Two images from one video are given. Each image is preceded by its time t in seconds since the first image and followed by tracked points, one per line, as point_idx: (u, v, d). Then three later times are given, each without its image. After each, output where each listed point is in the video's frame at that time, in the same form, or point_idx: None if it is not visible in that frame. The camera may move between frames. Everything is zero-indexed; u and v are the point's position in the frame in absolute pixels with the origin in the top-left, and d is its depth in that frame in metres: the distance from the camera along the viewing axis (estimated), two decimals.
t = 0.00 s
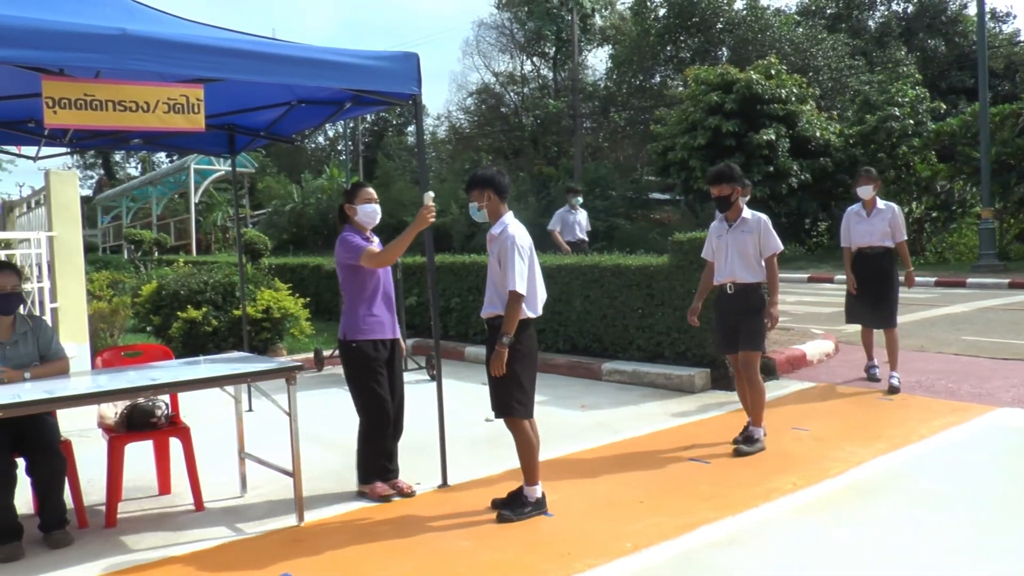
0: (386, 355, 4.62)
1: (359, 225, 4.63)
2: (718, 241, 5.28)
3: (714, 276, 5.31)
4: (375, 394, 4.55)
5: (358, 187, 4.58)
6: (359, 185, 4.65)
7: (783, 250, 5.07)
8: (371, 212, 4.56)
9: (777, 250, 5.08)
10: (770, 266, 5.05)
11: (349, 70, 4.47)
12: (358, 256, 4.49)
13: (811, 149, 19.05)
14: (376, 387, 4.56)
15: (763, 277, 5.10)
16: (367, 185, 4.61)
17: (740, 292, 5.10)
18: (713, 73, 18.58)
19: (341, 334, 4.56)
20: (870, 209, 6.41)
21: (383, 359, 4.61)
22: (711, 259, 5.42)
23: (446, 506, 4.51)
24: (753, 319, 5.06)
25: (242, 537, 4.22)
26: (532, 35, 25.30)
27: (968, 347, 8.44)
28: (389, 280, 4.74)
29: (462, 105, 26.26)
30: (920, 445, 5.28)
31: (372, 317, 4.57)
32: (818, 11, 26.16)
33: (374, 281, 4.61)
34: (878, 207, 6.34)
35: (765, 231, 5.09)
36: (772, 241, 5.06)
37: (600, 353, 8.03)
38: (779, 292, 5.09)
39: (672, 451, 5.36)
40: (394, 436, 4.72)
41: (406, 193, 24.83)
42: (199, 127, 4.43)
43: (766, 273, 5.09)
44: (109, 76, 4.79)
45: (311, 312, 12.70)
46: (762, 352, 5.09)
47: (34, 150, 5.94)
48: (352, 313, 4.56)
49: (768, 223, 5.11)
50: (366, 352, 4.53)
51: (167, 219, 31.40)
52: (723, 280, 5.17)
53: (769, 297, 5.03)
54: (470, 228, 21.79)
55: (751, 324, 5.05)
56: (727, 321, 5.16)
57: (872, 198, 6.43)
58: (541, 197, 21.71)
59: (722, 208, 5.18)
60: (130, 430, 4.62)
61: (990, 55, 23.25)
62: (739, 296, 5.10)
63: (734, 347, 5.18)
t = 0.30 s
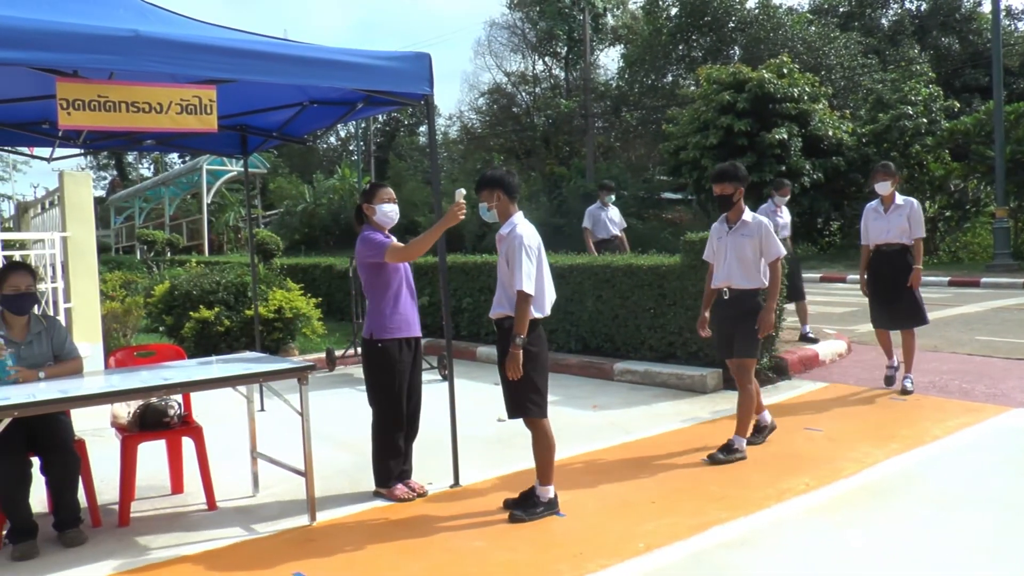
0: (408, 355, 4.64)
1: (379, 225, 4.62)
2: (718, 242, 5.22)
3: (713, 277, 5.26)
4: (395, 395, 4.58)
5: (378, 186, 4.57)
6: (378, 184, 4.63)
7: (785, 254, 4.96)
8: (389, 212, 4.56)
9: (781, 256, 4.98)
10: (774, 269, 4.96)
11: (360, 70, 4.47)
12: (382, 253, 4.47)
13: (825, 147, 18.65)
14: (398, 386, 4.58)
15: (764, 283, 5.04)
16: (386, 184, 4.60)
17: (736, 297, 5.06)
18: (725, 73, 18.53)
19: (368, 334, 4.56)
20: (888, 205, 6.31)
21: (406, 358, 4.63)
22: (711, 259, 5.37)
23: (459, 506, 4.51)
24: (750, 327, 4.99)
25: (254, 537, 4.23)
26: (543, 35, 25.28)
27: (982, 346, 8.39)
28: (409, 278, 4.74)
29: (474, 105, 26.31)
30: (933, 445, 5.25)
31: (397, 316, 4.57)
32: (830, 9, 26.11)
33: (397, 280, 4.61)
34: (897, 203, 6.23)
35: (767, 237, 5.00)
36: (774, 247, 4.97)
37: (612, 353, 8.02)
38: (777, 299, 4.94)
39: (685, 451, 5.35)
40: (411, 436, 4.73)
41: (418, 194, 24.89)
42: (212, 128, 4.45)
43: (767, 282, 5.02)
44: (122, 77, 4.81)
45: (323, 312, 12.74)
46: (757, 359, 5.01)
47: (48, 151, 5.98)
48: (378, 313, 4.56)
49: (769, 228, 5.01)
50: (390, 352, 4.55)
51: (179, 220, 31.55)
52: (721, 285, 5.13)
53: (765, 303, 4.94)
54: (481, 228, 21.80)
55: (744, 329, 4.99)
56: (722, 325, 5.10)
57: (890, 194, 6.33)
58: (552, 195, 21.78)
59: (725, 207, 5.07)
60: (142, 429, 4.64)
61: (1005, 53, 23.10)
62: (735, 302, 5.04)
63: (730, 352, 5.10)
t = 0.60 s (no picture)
0: (417, 355, 4.64)
1: (390, 225, 4.61)
2: (712, 239, 5.17)
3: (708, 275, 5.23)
4: (402, 394, 4.58)
5: (389, 187, 4.56)
6: (389, 185, 4.63)
7: (774, 250, 4.87)
8: (399, 213, 4.56)
9: (771, 249, 4.88)
10: (768, 265, 4.87)
11: (365, 70, 4.48)
12: (396, 254, 4.46)
13: (830, 148, 18.74)
14: (406, 386, 4.59)
15: (754, 281, 4.97)
16: (397, 185, 4.60)
17: (728, 295, 5.00)
18: (731, 72, 18.49)
19: (380, 334, 4.56)
20: (891, 208, 6.20)
21: (416, 358, 4.63)
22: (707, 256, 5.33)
23: (464, 506, 4.51)
24: (734, 325, 4.96)
25: (260, 536, 4.24)
26: (549, 35, 25.25)
27: (989, 346, 8.36)
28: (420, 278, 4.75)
29: (480, 105, 26.32)
30: (939, 445, 5.24)
31: (409, 317, 4.58)
32: (836, 9, 26.10)
33: (409, 281, 4.61)
34: (900, 206, 6.13)
35: (755, 233, 4.91)
36: (764, 241, 4.89)
37: (617, 353, 8.02)
38: (770, 295, 4.82)
39: (690, 451, 5.35)
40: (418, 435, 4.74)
41: (423, 194, 24.93)
42: (218, 129, 4.46)
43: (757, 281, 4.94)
44: (128, 77, 4.82)
45: (329, 312, 12.76)
46: (756, 360, 4.96)
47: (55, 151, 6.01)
48: (391, 314, 4.56)
49: (758, 223, 4.92)
50: (400, 352, 4.55)
51: (185, 220, 31.65)
52: (714, 283, 5.09)
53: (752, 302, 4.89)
54: (486, 228, 21.83)
55: (734, 329, 4.96)
56: (715, 324, 5.07)
57: (893, 197, 6.23)
58: (559, 196, 21.88)
59: (717, 203, 5.02)
60: (149, 429, 4.66)
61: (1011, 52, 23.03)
62: (725, 300, 5.00)
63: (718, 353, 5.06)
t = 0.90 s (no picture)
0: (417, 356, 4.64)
1: (392, 225, 4.60)
2: (699, 240, 5.14)
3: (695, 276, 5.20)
4: (402, 394, 4.58)
5: (392, 187, 4.56)
6: (392, 185, 4.63)
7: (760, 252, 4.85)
8: (401, 213, 4.55)
9: (756, 253, 4.86)
10: (750, 269, 4.84)
11: (365, 70, 4.48)
12: (398, 254, 4.46)
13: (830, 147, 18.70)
14: (406, 387, 4.58)
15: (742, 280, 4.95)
16: (400, 186, 4.60)
17: (717, 296, 5.00)
18: (731, 72, 18.47)
19: (381, 334, 4.56)
20: (874, 210, 6.08)
21: (416, 358, 4.63)
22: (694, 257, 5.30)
23: (464, 506, 4.51)
24: (722, 328, 4.97)
25: (260, 536, 4.24)
26: (548, 35, 25.22)
27: (989, 346, 8.36)
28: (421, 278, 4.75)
29: (479, 105, 26.29)
30: (939, 445, 5.24)
31: (409, 317, 4.58)
32: (835, 9, 26.11)
33: (410, 281, 4.61)
34: (884, 208, 6.01)
35: (743, 234, 4.87)
36: (749, 244, 4.85)
37: (617, 353, 8.01)
38: (753, 298, 4.86)
39: (690, 451, 5.34)
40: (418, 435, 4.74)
41: (423, 194, 24.94)
42: (218, 129, 4.46)
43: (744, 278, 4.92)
44: (128, 78, 4.82)
45: (329, 312, 12.76)
46: (748, 361, 4.99)
47: (55, 151, 6.01)
48: (391, 314, 4.56)
49: (746, 224, 4.88)
50: (400, 353, 4.55)
51: (184, 220, 31.67)
52: (702, 283, 5.06)
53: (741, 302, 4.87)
54: (486, 228, 21.84)
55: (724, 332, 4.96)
56: (705, 327, 5.04)
57: (876, 199, 6.11)
58: (558, 195, 21.97)
59: (703, 202, 5.00)
60: (148, 429, 4.65)
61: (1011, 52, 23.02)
62: (716, 301, 4.99)
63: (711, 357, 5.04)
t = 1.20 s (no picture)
0: (416, 356, 4.64)
1: (392, 225, 4.60)
2: (686, 242, 5.14)
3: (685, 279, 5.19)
4: (402, 394, 4.57)
5: (393, 187, 4.56)
6: (392, 185, 4.63)
7: (749, 249, 4.87)
8: (401, 213, 4.55)
9: (744, 250, 4.87)
10: (738, 267, 4.86)
11: (365, 70, 4.48)
12: (397, 255, 4.46)
13: (828, 149, 18.84)
14: (406, 385, 4.58)
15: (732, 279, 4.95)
16: (400, 185, 4.60)
17: (709, 296, 4.99)
18: (729, 72, 18.47)
19: (381, 334, 4.55)
20: (857, 209, 5.97)
21: (416, 359, 4.64)
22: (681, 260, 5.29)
23: (462, 506, 4.51)
24: (714, 327, 4.96)
25: (259, 536, 4.24)
26: (547, 35, 25.22)
27: (988, 346, 8.37)
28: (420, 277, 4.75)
29: (478, 105, 26.29)
30: (938, 445, 5.24)
31: (409, 316, 4.58)
32: (834, 9, 26.12)
33: (411, 282, 4.62)
34: (866, 205, 5.90)
35: (731, 233, 4.88)
36: (738, 241, 4.87)
37: (616, 353, 8.01)
38: (742, 297, 4.86)
39: (689, 451, 5.35)
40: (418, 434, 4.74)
41: (422, 194, 24.96)
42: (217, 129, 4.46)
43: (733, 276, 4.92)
44: (127, 77, 4.82)
45: (327, 312, 12.75)
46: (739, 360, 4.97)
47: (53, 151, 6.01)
48: (391, 315, 4.56)
49: (734, 222, 4.90)
50: (400, 353, 4.55)
51: (183, 220, 31.67)
52: (693, 284, 5.06)
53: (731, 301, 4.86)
54: (485, 228, 21.86)
55: (718, 333, 4.93)
56: (700, 327, 5.03)
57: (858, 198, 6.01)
58: (557, 196, 21.98)
59: (688, 204, 5.00)
60: (147, 429, 4.65)
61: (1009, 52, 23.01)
62: (707, 301, 4.98)
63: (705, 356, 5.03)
